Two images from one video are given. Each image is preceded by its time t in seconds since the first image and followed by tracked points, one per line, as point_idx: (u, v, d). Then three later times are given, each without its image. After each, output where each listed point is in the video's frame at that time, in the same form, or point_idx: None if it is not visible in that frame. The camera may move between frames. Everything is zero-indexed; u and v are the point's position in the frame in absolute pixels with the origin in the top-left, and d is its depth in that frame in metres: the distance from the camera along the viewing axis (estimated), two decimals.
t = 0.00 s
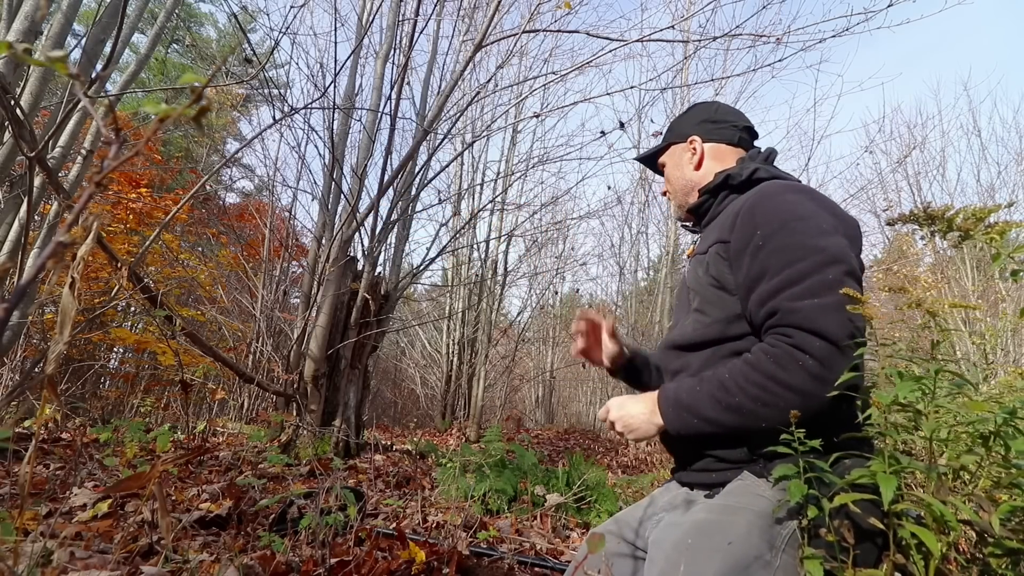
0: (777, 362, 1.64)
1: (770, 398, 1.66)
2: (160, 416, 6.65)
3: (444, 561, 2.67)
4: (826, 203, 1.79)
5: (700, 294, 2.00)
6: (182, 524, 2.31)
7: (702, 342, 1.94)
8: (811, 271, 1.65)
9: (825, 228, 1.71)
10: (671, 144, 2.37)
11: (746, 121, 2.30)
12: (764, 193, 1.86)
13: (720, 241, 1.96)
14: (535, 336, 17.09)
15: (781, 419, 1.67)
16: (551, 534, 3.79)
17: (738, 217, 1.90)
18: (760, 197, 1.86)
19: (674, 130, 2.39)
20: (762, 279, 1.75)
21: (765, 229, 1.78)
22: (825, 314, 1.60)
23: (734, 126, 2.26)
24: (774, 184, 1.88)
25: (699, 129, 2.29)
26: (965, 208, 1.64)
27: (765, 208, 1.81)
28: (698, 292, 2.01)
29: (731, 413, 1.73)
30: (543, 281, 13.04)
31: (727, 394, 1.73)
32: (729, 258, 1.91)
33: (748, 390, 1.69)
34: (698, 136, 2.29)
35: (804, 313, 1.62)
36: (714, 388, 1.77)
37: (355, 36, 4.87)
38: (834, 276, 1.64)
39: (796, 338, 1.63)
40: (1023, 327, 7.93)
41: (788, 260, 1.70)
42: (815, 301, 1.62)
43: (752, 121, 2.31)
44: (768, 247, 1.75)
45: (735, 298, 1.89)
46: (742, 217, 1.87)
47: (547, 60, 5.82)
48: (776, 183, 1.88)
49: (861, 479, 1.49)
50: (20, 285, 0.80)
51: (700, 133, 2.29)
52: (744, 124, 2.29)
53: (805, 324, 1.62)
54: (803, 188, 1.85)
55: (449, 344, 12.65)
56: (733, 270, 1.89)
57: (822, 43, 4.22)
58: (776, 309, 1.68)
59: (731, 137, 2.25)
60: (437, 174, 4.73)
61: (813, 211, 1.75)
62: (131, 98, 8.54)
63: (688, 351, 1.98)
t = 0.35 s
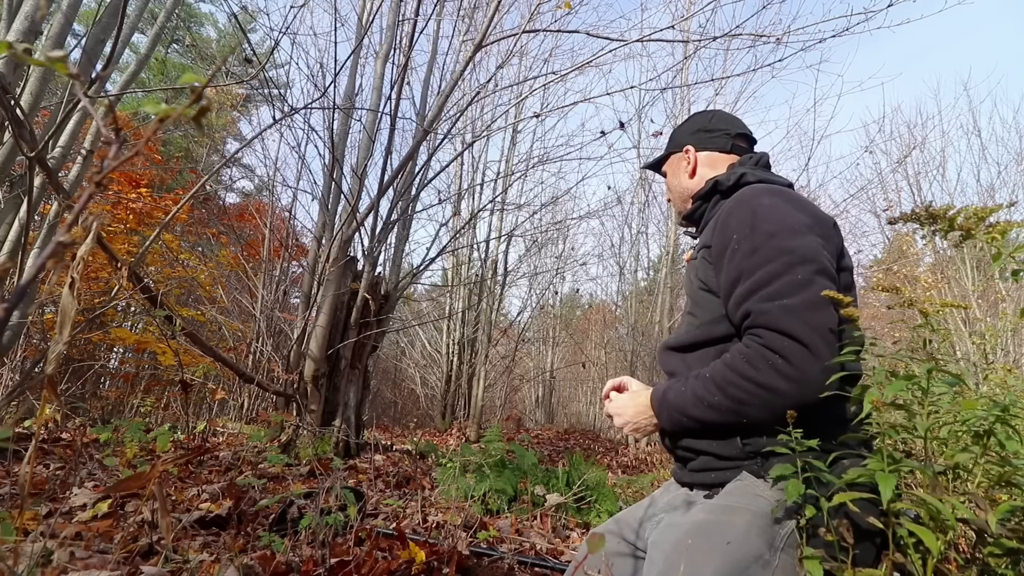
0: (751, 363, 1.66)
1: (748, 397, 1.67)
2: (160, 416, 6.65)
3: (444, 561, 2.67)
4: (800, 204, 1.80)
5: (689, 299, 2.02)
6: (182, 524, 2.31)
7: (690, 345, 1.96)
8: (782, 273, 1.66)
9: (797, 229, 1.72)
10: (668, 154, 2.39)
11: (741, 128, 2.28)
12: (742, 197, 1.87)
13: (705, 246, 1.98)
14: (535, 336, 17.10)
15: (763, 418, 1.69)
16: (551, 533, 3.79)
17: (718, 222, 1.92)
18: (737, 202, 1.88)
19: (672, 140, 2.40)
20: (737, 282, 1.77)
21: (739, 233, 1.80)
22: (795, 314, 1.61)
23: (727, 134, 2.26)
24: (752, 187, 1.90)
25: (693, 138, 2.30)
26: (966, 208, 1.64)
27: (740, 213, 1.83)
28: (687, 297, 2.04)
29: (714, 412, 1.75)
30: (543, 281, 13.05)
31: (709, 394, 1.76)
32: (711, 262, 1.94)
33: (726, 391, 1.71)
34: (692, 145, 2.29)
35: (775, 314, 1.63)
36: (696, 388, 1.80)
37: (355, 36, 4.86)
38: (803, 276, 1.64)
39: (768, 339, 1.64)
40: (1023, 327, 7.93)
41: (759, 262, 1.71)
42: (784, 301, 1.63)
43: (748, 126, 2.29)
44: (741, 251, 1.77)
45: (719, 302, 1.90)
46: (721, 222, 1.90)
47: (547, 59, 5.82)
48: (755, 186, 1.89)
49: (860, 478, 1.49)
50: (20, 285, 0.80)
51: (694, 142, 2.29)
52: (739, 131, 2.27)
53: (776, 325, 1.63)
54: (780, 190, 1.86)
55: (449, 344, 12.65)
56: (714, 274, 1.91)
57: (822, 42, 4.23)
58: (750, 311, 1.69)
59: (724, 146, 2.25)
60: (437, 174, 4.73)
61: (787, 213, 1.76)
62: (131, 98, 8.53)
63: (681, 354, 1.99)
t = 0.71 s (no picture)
0: (741, 350, 1.66)
1: (736, 384, 1.68)
2: (160, 416, 6.65)
3: (444, 561, 2.67)
4: (798, 202, 1.80)
5: (690, 296, 2.03)
6: (182, 524, 2.31)
7: (689, 341, 1.96)
8: (774, 264, 1.67)
9: (793, 224, 1.73)
10: (669, 165, 2.40)
11: (739, 135, 2.28)
12: (741, 194, 1.89)
13: (706, 244, 1.99)
14: (535, 336, 17.09)
15: (752, 405, 1.69)
16: (551, 534, 3.79)
17: (717, 219, 1.94)
18: (735, 199, 1.89)
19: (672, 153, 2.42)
20: (731, 274, 1.78)
21: (735, 227, 1.81)
22: (785, 303, 1.61)
23: (725, 142, 2.26)
24: (752, 186, 1.91)
25: (692, 148, 2.31)
26: (965, 208, 1.63)
27: (737, 209, 1.84)
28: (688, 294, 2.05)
29: (706, 402, 1.75)
30: (543, 281, 13.05)
31: (699, 381, 1.77)
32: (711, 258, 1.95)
33: (715, 377, 1.72)
34: (690, 155, 2.31)
35: (764, 302, 1.63)
36: (689, 375, 1.80)
37: (355, 36, 4.87)
38: (794, 269, 1.65)
39: (757, 327, 1.64)
40: (1023, 327, 7.94)
41: (752, 254, 1.72)
42: (775, 291, 1.64)
43: (746, 133, 2.29)
44: (736, 243, 1.78)
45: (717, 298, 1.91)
46: (720, 219, 1.91)
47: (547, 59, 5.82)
48: (754, 185, 1.90)
49: (860, 479, 1.49)
50: (20, 285, 0.80)
51: (692, 152, 2.31)
52: (737, 138, 2.27)
53: (766, 314, 1.63)
54: (779, 188, 1.87)
55: (449, 344, 12.65)
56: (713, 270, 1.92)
57: (822, 43, 4.22)
58: (741, 301, 1.70)
59: (722, 154, 2.26)
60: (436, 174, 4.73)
61: (783, 208, 1.77)
62: (131, 98, 8.53)
63: (681, 351, 1.99)
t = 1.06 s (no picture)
0: (750, 348, 1.66)
1: (745, 382, 1.67)
2: (160, 416, 6.65)
3: (444, 561, 2.67)
4: (804, 202, 1.80)
5: (695, 297, 2.03)
6: (182, 524, 2.31)
7: (694, 341, 1.96)
8: (783, 263, 1.67)
9: (800, 224, 1.73)
10: (672, 170, 2.40)
11: (742, 140, 2.29)
12: (747, 195, 1.89)
13: (710, 245, 1.99)
14: (535, 336, 17.10)
15: (759, 403, 1.69)
16: (551, 534, 3.79)
17: (722, 219, 1.93)
18: (740, 200, 1.89)
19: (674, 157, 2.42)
20: (739, 274, 1.77)
21: (742, 227, 1.81)
22: (796, 302, 1.61)
23: (728, 146, 2.27)
24: (756, 187, 1.91)
25: (694, 152, 2.31)
26: (966, 208, 1.63)
27: (743, 209, 1.84)
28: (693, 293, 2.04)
29: (713, 399, 1.75)
30: (543, 281, 13.05)
31: (707, 379, 1.76)
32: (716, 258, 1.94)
33: (724, 375, 1.71)
34: (693, 159, 2.30)
35: (775, 301, 1.63)
36: (695, 374, 1.80)
37: (355, 36, 4.87)
38: (804, 268, 1.65)
39: (767, 325, 1.64)
40: (1022, 327, 7.95)
41: (760, 254, 1.72)
42: (785, 290, 1.64)
43: (748, 137, 2.29)
44: (745, 243, 1.77)
45: (722, 298, 1.90)
46: (725, 219, 1.91)
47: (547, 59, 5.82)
48: (759, 185, 1.90)
49: (861, 479, 1.49)
50: (20, 285, 0.80)
51: (695, 156, 2.31)
52: (740, 142, 2.28)
53: (776, 312, 1.63)
54: (784, 189, 1.87)
55: (449, 344, 12.66)
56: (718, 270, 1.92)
57: (821, 43, 4.22)
58: (750, 300, 1.70)
59: (725, 158, 2.26)
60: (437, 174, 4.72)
61: (790, 209, 1.77)
62: (132, 98, 8.53)
63: (685, 352, 1.98)
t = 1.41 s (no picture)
0: (747, 346, 1.66)
1: (742, 380, 1.68)
2: (160, 416, 6.65)
3: (444, 561, 2.67)
4: (807, 203, 1.80)
5: (697, 295, 2.03)
6: (182, 524, 2.31)
7: (694, 339, 1.96)
8: (783, 262, 1.67)
9: (801, 224, 1.73)
10: (675, 169, 2.40)
11: (746, 141, 2.29)
12: (750, 194, 1.89)
13: (713, 244, 1.99)
14: (535, 336, 17.10)
15: (758, 402, 1.69)
16: (551, 534, 3.79)
17: (725, 219, 1.94)
18: (742, 200, 1.89)
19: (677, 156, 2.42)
20: (739, 273, 1.78)
21: (743, 227, 1.81)
22: (794, 301, 1.62)
23: (732, 146, 2.27)
24: (761, 186, 1.91)
25: (698, 151, 2.31)
26: (966, 208, 1.63)
27: (745, 208, 1.84)
28: (695, 292, 2.04)
29: (711, 397, 1.75)
30: (543, 281, 13.05)
31: (705, 376, 1.76)
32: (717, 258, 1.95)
33: (722, 373, 1.71)
34: (697, 158, 2.30)
35: (773, 299, 1.63)
36: (694, 371, 1.80)
37: (355, 36, 4.87)
38: (803, 267, 1.65)
39: (764, 323, 1.64)
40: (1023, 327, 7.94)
41: (761, 253, 1.72)
42: (784, 289, 1.64)
43: (752, 137, 2.30)
44: (746, 242, 1.78)
45: (723, 297, 1.91)
46: (728, 218, 1.91)
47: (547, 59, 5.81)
48: (763, 185, 1.90)
49: (861, 479, 1.49)
50: (20, 285, 0.80)
51: (699, 155, 2.30)
52: (744, 143, 2.28)
53: (773, 311, 1.63)
54: (788, 189, 1.86)
55: (449, 344, 12.66)
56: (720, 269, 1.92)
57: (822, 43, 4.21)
58: (749, 298, 1.70)
59: (727, 158, 2.26)
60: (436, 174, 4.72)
61: (793, 209, 1.77)
62: (132, 98, 8.53)
63: (685, 351, 1.99)
